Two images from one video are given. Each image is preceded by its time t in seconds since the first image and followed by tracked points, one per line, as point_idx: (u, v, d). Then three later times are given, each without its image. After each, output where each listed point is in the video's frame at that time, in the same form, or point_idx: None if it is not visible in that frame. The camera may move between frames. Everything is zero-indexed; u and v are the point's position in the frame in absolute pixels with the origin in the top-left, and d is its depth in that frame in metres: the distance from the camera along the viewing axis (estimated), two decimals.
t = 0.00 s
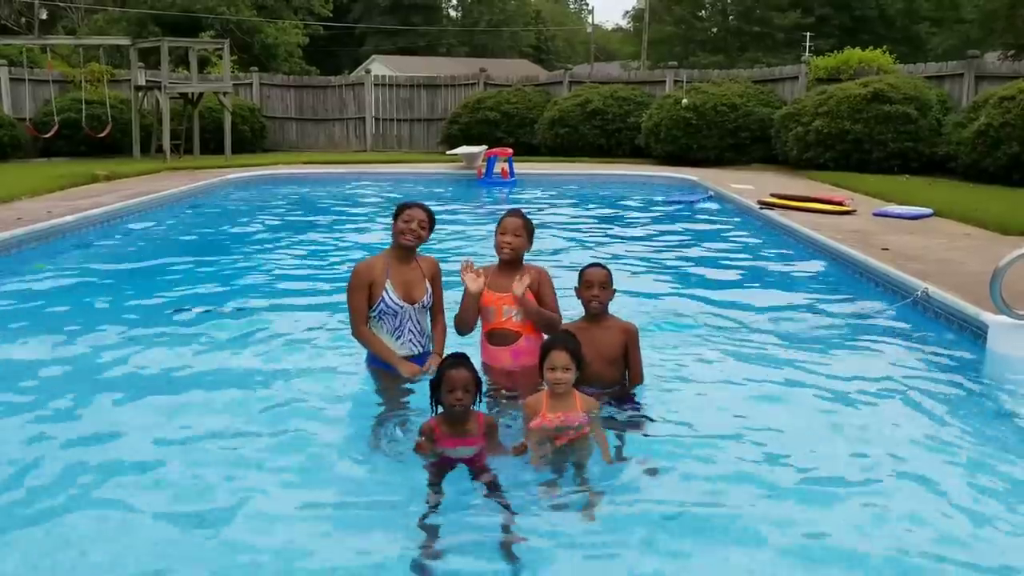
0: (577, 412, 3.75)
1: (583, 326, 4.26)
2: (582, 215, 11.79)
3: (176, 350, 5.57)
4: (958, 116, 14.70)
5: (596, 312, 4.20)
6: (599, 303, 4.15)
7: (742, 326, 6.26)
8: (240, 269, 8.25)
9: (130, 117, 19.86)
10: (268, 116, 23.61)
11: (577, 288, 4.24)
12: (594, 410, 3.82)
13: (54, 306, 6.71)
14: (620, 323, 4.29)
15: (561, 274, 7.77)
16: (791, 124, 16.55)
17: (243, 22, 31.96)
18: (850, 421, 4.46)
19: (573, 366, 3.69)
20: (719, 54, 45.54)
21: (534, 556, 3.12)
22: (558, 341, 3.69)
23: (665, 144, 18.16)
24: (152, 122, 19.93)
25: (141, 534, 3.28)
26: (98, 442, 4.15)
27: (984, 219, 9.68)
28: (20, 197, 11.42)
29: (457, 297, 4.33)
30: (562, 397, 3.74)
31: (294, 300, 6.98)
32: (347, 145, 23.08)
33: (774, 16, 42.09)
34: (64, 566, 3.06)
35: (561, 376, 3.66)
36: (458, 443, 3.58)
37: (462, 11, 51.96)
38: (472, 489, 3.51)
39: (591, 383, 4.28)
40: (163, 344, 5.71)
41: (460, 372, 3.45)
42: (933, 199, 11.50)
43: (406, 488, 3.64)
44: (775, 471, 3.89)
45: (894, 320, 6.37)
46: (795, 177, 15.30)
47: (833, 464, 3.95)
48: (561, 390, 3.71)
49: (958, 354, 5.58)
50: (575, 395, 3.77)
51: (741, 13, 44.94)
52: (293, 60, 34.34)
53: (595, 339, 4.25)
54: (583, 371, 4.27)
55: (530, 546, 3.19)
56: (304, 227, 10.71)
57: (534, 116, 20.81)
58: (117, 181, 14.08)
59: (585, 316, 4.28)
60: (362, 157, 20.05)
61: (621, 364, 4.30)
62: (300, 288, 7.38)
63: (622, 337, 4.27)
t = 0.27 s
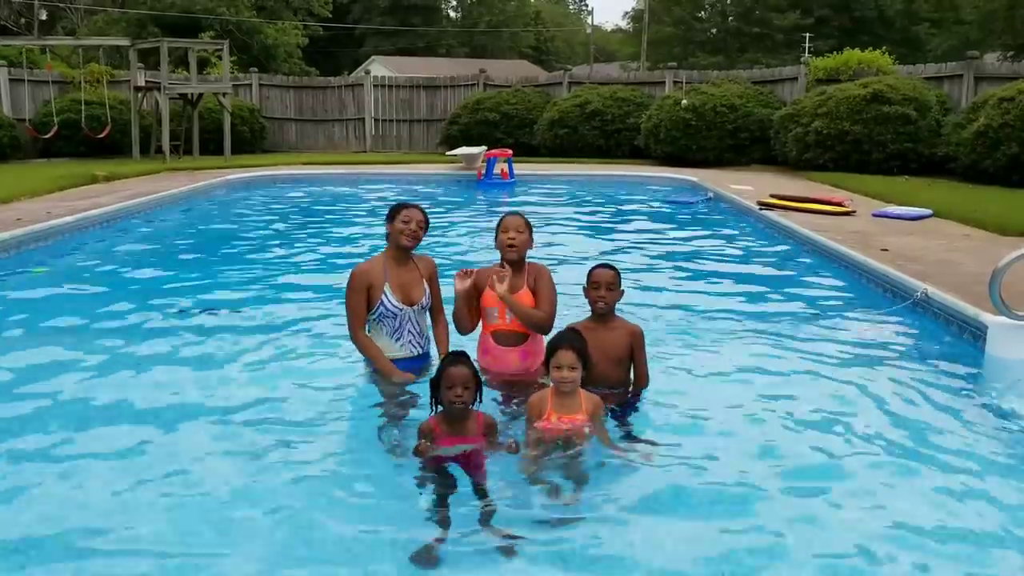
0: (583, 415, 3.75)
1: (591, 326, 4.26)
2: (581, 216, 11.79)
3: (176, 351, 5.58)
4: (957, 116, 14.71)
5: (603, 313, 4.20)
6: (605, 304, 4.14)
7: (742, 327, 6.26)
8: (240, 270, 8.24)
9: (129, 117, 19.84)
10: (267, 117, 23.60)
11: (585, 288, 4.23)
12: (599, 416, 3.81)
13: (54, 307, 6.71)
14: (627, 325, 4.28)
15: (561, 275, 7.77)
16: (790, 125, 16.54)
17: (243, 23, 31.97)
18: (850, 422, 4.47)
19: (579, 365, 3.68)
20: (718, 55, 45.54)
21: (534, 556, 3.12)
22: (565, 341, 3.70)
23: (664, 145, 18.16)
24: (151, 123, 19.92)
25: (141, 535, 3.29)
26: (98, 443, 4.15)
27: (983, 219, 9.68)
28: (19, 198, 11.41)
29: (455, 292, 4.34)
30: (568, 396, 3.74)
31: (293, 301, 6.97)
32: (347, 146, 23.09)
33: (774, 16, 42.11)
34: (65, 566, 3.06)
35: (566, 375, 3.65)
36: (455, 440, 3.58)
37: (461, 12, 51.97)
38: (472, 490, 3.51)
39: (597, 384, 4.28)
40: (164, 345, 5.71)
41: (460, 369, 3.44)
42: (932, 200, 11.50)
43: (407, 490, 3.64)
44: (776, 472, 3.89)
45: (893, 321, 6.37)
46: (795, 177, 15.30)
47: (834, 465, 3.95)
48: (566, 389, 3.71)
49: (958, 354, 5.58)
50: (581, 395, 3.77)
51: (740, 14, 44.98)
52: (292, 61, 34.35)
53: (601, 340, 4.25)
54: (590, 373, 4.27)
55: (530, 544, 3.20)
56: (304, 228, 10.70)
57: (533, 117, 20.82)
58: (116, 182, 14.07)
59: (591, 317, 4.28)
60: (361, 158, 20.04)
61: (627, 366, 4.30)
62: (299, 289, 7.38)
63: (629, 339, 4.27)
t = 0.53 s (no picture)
0: (583, 416, 3.74)
1: (591, 325, 4.26)
2: (581, 216, 11.78)
3: (176, 351, 5.58)
4: (956, 117, 14.71)
5: (603, 312, 4.19)
6: (606, 303, 4.14)
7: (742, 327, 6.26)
8: (239, 269, 8.23)
9: (128, 117, 19.82)
10: (266, 117, 23.61)
11: (584, 287, 4.23)
12: (601, 414, 3.78)
13: (53, 307, 6.71)
14: (627, 324, 4.28)
15: (560, 276, 7.76)
16: (789, 125, 16.54)
17: (242, 23, 31.99)
18: (850, 422, 4.48)
19: (579, 366, 3.68)
20: (717, 55, 45.54)
21: (533, 557, 3.11)
22: (564, 339, 3.69)
23: (664, 145, 18.16)
24: (151, 123, 19.91)
25: (139, 534, 3.28)
26: (98, 442, 4.15)
27: (982, 220, 9.68)
28: (18, 198, 11.40)
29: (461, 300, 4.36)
30: (568, 397, 3.73)
31: (292, 301, 6.96)
32: (346, 146, 23.10)
33: (773, 17, 42.09)
34: (61, 567, 3.06)
35: (567, 374, 3.65)
36: (454, 443, 3.59)
37: (461, 12, 51.98)
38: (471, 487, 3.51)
39: (596, 383, 4.28)
40: (163, 344, 5.70)
41: (460, 370, 3.44)
42: (932, 200, 11.50)
43: (407, 487, 3.64)
44: (777, 472, 3.88)
45: (892, 322, 6.37)
46: (794, 178, 15.30)
47: (833, 466, 3.95)
48: (567, 390, 3.70)
49: (956, 355, 5.58)
50: (581, 397, 3.75)
51: (740, 14, 44.99)
52: (291, 60, 34.36)
53: (601, 339, 4.24)
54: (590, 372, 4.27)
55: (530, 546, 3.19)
56: (303, 228, 10.69)
57: (532, 117, 20.82)
58: (115, 181, 14.06)
59: (590, 316, 4.28)
60: (361, 158, 20.04)
61: (627, 365, 4.30)
62: (298, 289, 7.37)
63: (627, 338, 4.27)
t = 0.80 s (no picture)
0: (582, 413, 3.77)
1: (585, 325, 4.27)
2: (581, 217, 11.78)
3: (177, 351, 5.57)
4: (956, 117, 14.71)
5: (598, 312, 4.20)
6: (602, 304, 4.14)
7: (743, 328, 6.26)
8: (240, 270, 8.23)
9: (129, 118, 19.82)
10: (267, 118, 23.56)
11: (580, 288, 4.24)
12: (599, 413, 3.85)
13: (54, 308, 6.70)
14: (623, 324, 4.29)
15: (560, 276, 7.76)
16: (790, 126, 16.55)
17: (243, 24, 32.03)
18: (850, 422, 4.48)
19: (577, 368, 3.71)
20: (717, 55, 45.54)
21: (535, 556, 3.12)
22: (562, 341, 3.71)
23: (664, 146, 18.15)
24: (151, 123, 19.94)
25: (140, 534, 3.28)
26: (100, 443, 4.15)
27: (983, 220, 9.68)
28: (19, 198, 11.41)
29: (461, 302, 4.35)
30: (566, 397, 3.76)
31: (292, 302, 6.96)
32: (346, 147, 23.13)
33: (773, 17, 42.08)
34: (64, 566, 3.06)
35: (565, 377, 3.68)
36: (458, 442, 3.60)
37: (461, 13, 52.02)
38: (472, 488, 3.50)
39: (593, 382, 4.28)
40: (164, 345, 5.71)
41: (463, 371, 3.45)
42: (932, 201, 11.50)
43: (408, 488, 3.64)
44: (778, 473, 3.88)
45: (893, 321, 6.37)
46: (794, 178, 15.30)
47: (835, 466, 3.96)
48: (565, 392, 3.74)
49: (957, 354, 5.58)
50: (580, 396, 3.79)
51: (740, 15, 44.99)
52: (292, 61, 34.39)
53: (597, 340, 4.25)
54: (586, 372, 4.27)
55: (532, 544, 3.19)
56: (304, 229, 10.69)
57: (533, 118, 20.82)
58: (116, 182, 14.06)
59: (586, 317, 4.28)
60: (361, 159, 20.05)
61: (623, 364, 4.31)
62: (299, 290, 7.37)
63: (624, 337, 4.28)
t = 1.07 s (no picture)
0: (575, 411, 3.78)
1: (581, 325, 4.26)
2: (580, 217, 11.78)
3: (175, 351, 5.57)
4: (956, 118, 14.71)
5: (596, 313, 4.19)
6: (599, 304, 4.14)
7: (743, 328, 6.26)
8: (239, 270, 8.22)
9: (128, 118, 19.81)
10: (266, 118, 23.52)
11: (578, 288, 4.23)
12: (596, 410, 3.86)
13: (53, 307, 6.69)
14: (620, 325, 4.30)
15: (559, 276, 7.76)
16: (789, 126, 16.54)
17: (242, 24, 32.06)
18: (847, 422, 4.48)
19: (573, 366, 3.70)
20: (717, 56, 45.54)
21: (533, 554, 3.11)
22: (559, 340, 3.69)
23: (664, 146, 18.14)
24: (150, 123, 19.94)
25: (138, 533, 3.28)
26: (98, 442, 4.15)
27: (982, 221, 9.68)
28: (18, 198, 11.41)
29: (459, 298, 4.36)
30: (562, 395, 3.76)
31: (292, 301, 6.95)
32: (345, 147, 23.15)
33: (772, 18, 42.10)
34: (61, 565, 3.06)
35: (560, 375, 3.67)
36: (455, 441, 3.58)
37: (460, 13, 52.04)
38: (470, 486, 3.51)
39: (588, 382, 4.28)
40: (164, 345, 5.71)
41: (462, 371, 3.44)
42: (931, 202, 11.50)
43: (405, 487, 3.64)
44: (777, 472, 3.88)
45: (892, 322, 6.37)
46: (793, 179, 15.30)
47: (833, 465, 3.96)
48: (560, 389, 3.73)
49: (957, 355, 5.58)
50: (575, 395, 3.80)
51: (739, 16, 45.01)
52: (291, 62, 34.44)
53: (594, 340, 4.24)
54: (583, 372, 4.27)
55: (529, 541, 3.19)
56: (303, 229, 10.68)
57: (532, 118, 20.81)
58: (115, 182, 14.05)
59: (583, 317, 4.28)
60: (361, 159, 20.03)
61: (621, 364, 4.31)
62: (298, 290, 7.36)
63: (621, 338, 4.28)
